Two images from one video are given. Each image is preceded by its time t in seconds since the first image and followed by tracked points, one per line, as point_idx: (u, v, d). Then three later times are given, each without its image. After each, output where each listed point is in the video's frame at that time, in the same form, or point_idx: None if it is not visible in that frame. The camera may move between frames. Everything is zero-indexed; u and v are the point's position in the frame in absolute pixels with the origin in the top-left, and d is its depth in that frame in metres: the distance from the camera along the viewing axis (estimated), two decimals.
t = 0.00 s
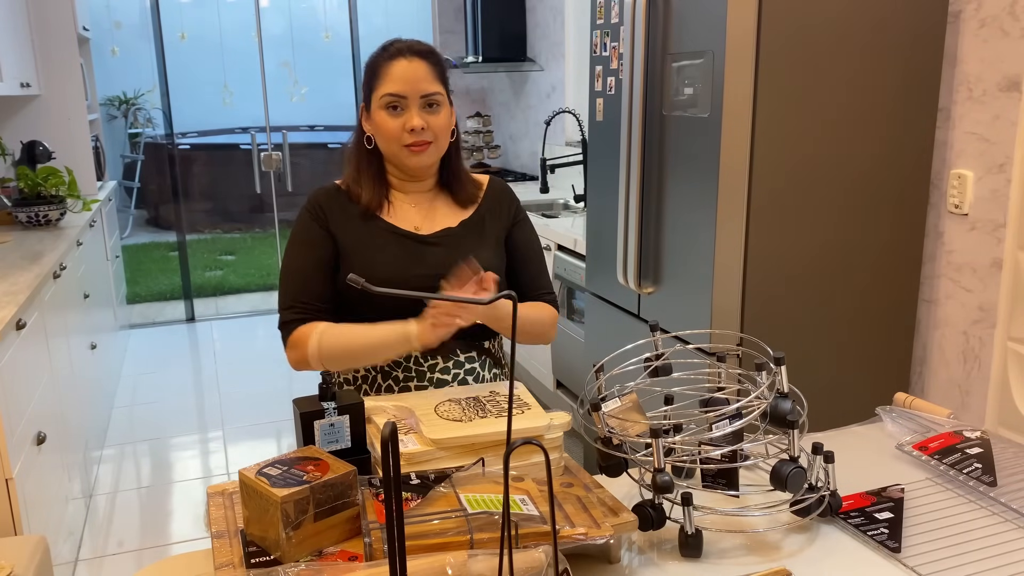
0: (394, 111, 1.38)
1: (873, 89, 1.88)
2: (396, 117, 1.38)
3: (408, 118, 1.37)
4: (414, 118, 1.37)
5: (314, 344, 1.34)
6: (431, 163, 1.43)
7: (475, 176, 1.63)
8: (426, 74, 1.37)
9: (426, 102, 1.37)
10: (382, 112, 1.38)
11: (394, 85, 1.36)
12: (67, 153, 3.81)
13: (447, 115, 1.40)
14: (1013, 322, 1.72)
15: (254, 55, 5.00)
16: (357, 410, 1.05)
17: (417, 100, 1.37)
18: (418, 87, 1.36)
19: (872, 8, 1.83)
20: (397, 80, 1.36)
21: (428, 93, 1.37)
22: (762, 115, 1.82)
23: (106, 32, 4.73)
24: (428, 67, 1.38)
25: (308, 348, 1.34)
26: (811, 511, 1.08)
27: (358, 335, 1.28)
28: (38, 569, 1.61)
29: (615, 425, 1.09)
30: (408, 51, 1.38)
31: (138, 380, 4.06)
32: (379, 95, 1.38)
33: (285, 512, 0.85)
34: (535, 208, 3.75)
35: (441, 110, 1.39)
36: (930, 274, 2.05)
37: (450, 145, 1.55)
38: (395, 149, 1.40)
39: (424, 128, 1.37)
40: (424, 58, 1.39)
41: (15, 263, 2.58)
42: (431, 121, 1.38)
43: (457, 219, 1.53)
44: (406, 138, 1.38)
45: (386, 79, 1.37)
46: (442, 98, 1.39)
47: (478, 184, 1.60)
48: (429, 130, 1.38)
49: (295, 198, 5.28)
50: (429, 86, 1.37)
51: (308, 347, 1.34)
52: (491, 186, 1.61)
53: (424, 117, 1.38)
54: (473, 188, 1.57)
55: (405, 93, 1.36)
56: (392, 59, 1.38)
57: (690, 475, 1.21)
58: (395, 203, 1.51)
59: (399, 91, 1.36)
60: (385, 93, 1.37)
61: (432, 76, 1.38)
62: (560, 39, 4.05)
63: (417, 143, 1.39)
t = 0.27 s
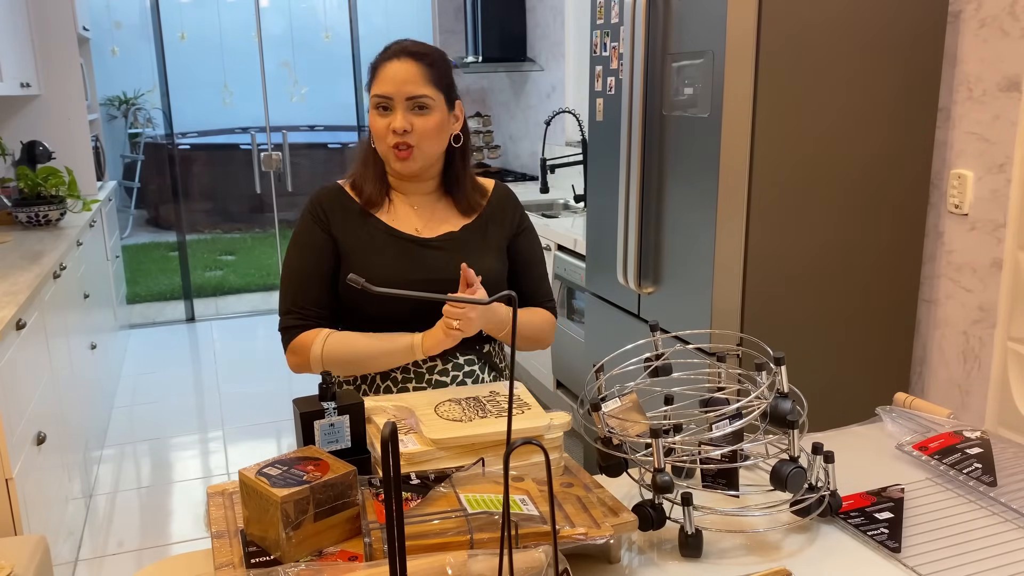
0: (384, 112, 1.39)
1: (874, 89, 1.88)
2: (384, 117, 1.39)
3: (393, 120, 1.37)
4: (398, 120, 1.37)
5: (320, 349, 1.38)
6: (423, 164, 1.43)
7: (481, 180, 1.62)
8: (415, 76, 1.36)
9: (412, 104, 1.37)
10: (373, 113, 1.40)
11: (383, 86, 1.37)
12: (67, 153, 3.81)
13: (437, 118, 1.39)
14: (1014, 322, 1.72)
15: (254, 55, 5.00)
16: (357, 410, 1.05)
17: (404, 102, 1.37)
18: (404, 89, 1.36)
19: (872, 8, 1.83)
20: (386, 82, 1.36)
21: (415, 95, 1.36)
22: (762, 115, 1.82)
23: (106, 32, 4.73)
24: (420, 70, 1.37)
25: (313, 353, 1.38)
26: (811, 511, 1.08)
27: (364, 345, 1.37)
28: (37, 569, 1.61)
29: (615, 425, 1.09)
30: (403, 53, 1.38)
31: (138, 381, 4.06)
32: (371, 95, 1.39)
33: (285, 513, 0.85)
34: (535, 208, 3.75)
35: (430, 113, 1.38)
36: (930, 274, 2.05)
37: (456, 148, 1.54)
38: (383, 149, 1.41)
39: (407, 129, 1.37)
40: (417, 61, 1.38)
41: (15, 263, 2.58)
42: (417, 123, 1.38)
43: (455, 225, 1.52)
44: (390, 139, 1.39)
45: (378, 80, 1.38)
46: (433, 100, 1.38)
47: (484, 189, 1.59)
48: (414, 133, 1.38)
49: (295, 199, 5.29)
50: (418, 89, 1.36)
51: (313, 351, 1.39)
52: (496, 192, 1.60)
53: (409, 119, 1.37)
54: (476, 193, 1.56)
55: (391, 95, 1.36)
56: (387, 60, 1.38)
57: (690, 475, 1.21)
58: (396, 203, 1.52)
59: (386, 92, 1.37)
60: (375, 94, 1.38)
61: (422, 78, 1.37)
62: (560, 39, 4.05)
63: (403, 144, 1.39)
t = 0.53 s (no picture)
0: (385, 120, 1.38)
1: (874, 89, 1.88)
2: (386, 126, 1.38)
3: (395, 129, 1.37)
4: (400, 130, 1.36)
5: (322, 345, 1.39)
6: (427, 170, 1.43)
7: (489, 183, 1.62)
8: (416, 84, 1.35)
9: (414, 111, 1.35)
10: (376, 121, 1.39)
11: (384, 95, 1.35)
12: (67, 153, 3.81)
13: (439, 124, 1.38)
14: (1013, 322, 1.72)
15: (254, 55, 5.00)
16: (357, 410, 1.05)
17: (405, 110, 1.35)
18: (405, 97, 1.34)
19: (872, 8, 1.83)
20: (387, 90, 1.35)
21: (416, 103, 1.35)
22: (762, 115, 1.82)
23: (106, 32, 4.73)
24: (421, 76, 1.36)
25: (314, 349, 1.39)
26: (811, 511, 1.08)
27: (366, 345, 1.37)
28: (37, 569, 1.61)
29: (615, 425, 1.09)
30: (404, 59, 1.36)
31: (138, 381, 4.06)
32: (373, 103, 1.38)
33: (285, 513, 0.85)
34: (535, 208, 3.75)
35: (431, 120, 1.37)
36: (930, 274, 2.05)
37: (461, 151, 1.54)
38: (386, 157, 1.41)
39: (410, 138, 1.36)
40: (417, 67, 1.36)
41: (15, 263, 2.58)
42: (419, 131, 1.37)
43: (462, 228, 1.52)
44: (394, 147, 1.38)
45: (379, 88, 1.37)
46: (435, 107, 1.37)
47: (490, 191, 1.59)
48: (416, 140, 1.37)
49: (295, 199, 5.29)
50: (420, 96, 1.35)
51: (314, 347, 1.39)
52: (503, 196, 1.59)
53: (411, 126, 1.36)
54: (483, 195, 1.56)
55: (393, 103, 1.35)
56: (387, 67, 1.37)
57: (691, 475, 1.21)
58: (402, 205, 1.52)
59: (388, 101, 1.35)
60: (377, 102, 1.37)
61: (424, 85, 1.35)
62: (560, 39, 4.05)
63: (406, 152, 1.39)
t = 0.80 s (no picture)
0: (393, 125, 1.37)
1: (874, 89, 1.88)
2: (394, 132, 1.37)
3: (404, 134, 1.36)
4: (410, 136, 1.35)
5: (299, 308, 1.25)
6: (434, 172, 1.43)
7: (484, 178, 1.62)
8: (425, 90, 1.34)
9: (423, 117, 1.35)
10: (382, 125, 1.38)
11: (392, 101, 1.34)
12: (67, 153, 3.81)
13: (447, 128, 1.38)
14: (1013, 322, 1.72)
15: (254, 55, 5.00)
16: (357, 410, 1.05)
17: (415, 116, 1.35)
18: (415, 104, 1.33)
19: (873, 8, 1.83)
20: (396, 96, 1.33)
21: (426, 108, 1.34)
22: (762, 115, 1.82)
23: (106, 32, 4.73)
24: (428, 81, 1.35)
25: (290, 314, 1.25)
26: (810, 511, 1.08)
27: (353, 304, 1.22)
28: (37, 569, 1.61)
29: (615, 425, 1.09)
30: (409, 64, 1.34)
31: (138, 381, 4.06)
32: (379, 108, 1.36)
33: (285, 512, 0.85)
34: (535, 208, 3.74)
35: (440, 124, 1.37)
36: (930, 274, 2.05)
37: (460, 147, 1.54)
38: (394, 161, 1.40)
39: (420, 143, 1.36)
40: (424, 71, 1.35)
41: (15, 263, 2.58)
42: (428, 136, 1.37)
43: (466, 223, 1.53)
44: (403, 152, 1.38)
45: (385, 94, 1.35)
46: (443, 112, 1.36)
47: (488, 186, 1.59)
48: (426, 145, 1.37)
49: (295, 199, 5.29)
50: (428, 102, 1.34)
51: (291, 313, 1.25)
52: (499, 190, 1.59)
53: (420, 132, 1.36)
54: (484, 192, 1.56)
55: (402, 110, 1.34)
56: (391, 73, 1.35)
57: (690, 475, 1.21)
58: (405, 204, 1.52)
59: (395, 107, 1.34)
60: (384, 107, 1.35)
61: (432, 90, 1.35)
62: (560, 39, 4.05)
63: (415, 156, 1.38)
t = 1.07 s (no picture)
0: (396, 131, 1.36)
1: (874, 89, 1.88)
2: (398, 138, 1.36)
3: (408, 141, 1.36)
4: (414, 142, 1.35)
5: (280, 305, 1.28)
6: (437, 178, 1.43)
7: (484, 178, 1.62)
8: (429, 96, 1.34)
9: (428, 124, 1.35)
10: (385, 131, 1.37)
11: (396, 107, 1.33)
12: (66, 153, 3.80)
13: (451, 135, 1.38)
14: (1013, 322, 1.72)
15: (254, 55, 5.00)
16: (357, 410, 1.05)
17: (419, 123, 1.35)
18: (419, 111, 1.33)
19: (873, 8, 1.83)
20: (400, 101, 1.33)
21: (430, 116, 1.34)
22: (762, 114, 1.82)
23: (106, 32, 4.73)
24: (432, 87, 1.35)
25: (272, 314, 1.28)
26: (811, 511, 1.08)
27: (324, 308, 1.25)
28: (37, 569, 1.61)
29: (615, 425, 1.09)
30: (413, 70, 1.34)
31: (138, 381, 4.06)
32: (382, 113, 1.36)
33: (284, 512, 0.85)
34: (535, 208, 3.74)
35: (444, 132, 1.37)
36: (930, 275, 2.05)
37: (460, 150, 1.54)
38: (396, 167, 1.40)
39: (424, 150, 1.36)
40: (428, 77, 1.35)
41: (15, 263, 2.58)
42: (432, 143, 1.37)
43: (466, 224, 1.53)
44: (406, 158, 1.37)
45: (388, 99, 1.34)
46: (447, 119, 1.37)
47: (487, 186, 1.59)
48: (429, 152, 1.37)
49: (295, 198, 5.29)
50: (433, 109, 1.34)
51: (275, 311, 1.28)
52: (500, 191, 1.61)
53: (424, 138, 1.36)
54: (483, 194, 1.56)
55: (406, 116, 1.34)
56: (394, 78, 1.34)
57: (691, 475, 1.21)
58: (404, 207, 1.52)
59: (399, 113, 1.34)
60: (387, 113, 1.35)
61: (436, 96, 1.35)
62: (560, 39, 4.05)
63: (418, 163, 1.38)
